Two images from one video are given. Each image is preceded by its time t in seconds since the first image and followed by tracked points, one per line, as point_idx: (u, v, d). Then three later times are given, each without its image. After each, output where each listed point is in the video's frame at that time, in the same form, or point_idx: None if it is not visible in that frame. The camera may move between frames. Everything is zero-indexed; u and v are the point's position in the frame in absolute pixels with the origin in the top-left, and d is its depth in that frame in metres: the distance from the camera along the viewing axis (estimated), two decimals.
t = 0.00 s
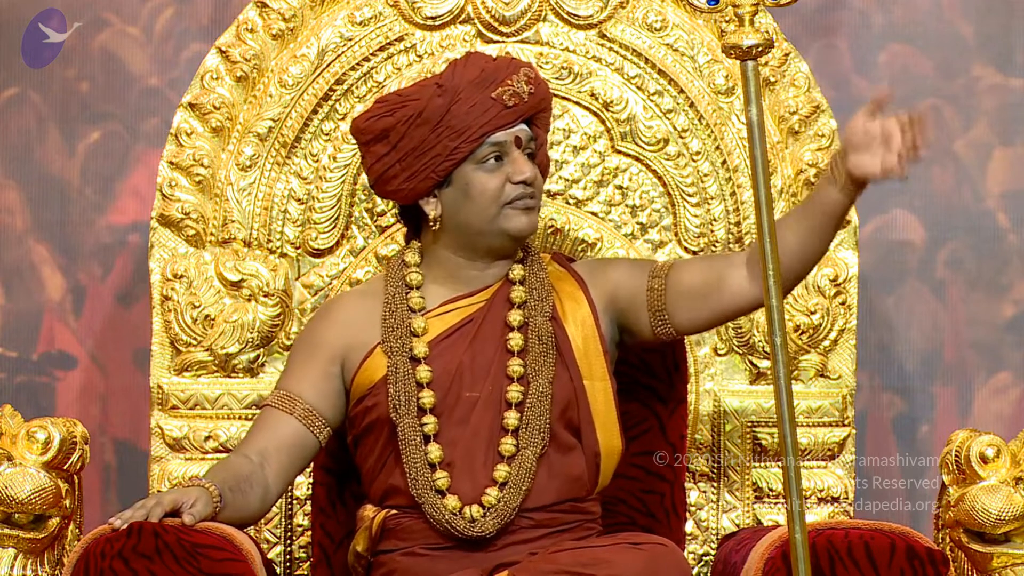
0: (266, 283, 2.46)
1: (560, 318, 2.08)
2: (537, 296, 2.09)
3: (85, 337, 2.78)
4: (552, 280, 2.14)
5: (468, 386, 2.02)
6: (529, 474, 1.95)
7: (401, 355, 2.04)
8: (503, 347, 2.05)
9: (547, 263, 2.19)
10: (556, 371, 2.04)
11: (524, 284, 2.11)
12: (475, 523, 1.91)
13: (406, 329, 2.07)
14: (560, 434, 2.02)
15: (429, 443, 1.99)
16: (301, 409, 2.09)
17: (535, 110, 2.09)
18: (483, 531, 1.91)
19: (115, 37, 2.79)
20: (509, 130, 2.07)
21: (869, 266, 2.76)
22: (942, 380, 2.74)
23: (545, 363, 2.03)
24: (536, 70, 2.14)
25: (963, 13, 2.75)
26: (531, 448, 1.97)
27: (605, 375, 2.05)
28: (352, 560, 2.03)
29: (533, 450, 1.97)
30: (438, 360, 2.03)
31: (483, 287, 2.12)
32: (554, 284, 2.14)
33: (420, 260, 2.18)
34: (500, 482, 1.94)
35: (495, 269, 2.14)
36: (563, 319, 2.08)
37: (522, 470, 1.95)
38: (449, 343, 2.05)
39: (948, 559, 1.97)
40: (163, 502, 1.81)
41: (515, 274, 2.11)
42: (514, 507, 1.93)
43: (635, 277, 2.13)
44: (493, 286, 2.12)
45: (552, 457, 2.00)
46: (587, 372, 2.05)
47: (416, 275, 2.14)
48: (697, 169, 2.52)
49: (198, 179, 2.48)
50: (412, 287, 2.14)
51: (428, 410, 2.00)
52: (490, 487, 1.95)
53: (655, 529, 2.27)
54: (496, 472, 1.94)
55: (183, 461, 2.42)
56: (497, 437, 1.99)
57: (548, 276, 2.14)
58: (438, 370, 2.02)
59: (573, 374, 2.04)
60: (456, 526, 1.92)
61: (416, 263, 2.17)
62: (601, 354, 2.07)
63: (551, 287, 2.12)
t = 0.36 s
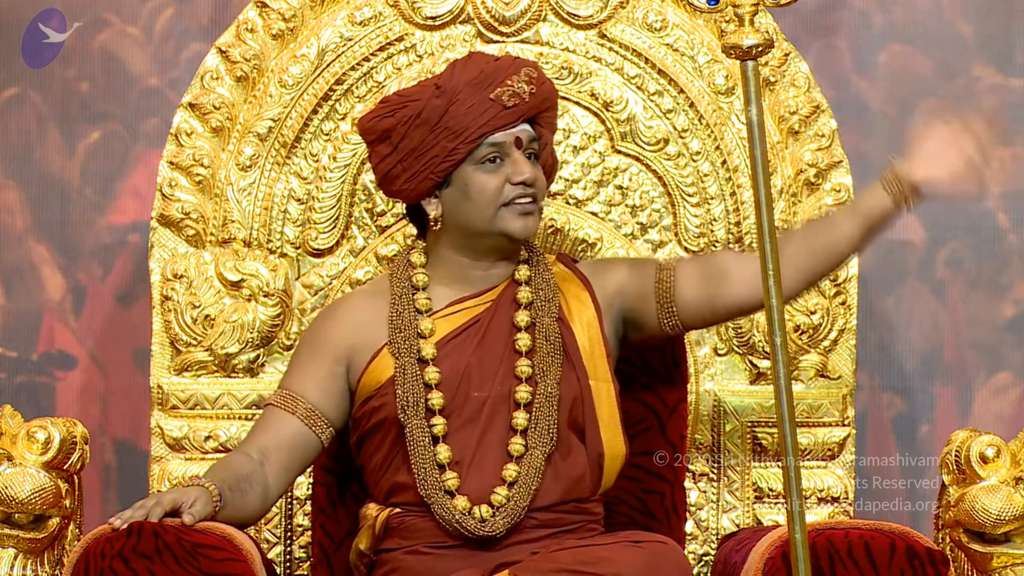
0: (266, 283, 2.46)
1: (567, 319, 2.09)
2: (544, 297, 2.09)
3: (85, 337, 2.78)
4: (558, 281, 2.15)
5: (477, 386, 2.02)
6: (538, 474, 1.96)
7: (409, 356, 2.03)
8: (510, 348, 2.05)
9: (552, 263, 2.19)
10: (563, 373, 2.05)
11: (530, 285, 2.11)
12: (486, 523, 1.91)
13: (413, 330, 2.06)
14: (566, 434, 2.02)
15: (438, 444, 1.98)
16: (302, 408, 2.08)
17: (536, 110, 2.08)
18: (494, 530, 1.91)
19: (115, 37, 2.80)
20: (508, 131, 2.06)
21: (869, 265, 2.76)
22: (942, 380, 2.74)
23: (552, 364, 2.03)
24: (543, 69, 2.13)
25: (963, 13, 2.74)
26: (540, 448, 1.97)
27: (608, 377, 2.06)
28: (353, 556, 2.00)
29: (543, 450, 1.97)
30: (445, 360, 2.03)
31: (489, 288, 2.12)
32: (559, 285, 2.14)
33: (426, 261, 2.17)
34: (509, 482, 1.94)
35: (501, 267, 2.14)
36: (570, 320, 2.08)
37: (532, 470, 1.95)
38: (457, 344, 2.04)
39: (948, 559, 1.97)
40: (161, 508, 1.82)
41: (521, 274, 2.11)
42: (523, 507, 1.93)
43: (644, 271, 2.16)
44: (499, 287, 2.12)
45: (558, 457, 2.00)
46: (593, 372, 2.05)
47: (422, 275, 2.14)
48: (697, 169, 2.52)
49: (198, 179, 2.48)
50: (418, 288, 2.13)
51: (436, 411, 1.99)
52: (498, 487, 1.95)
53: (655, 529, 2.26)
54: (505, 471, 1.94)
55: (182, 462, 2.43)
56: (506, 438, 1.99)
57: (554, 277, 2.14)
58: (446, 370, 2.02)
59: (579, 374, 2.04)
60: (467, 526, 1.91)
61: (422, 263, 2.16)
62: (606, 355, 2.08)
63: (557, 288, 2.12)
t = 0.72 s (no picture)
0: (266, 283, 2.46)
1: (574, 327, 2.09)
2: (552, 303, 2.09)
3: (85, 337, 2.78)
4: (567, 288, 2.15)
5: (481, 388, 2.01)
6: (540, 478, 1.95)
7: (413, 356, 2.02)
8: (517, 352, 2.05)
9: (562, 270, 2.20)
10: (568, 379, 2.05)
11: (539, 290, 2.11)
12: (485, 524, 1.91)
13: (419, 331, 2.04)
14: (570, 439, 2.02)
15: (440, 443, 1.97)
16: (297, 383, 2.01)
17: (520, 111, 2.06)
18: (493, 532, 1.90)
19: (115, 37, 2.79)
20: (487, 133, 2.05)
21: (869, 266, 2.76)
22: (942, 380, 2.74)
23: (558, 369, 2.04)
24: (535, 71, 2.09)
25: (963, 13, 2.75)
26: (543, 453, 1.97)
27: (618, 385, 2.05)
28: (353, 556, 2.00)
29: (545, 455, 1.97)
30: (451, 361, 2.02)
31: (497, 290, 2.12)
32: (568, 292, 2.15)
33: (433, 260, 2.16)
34: (511, 485, 1.94)
35: (500, 269, 2.13)
36: (577, 328, 2.08)
37: (534, 474, 1.95)
38: (463, 345, 2.03)
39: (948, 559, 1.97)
40: (148, 516, 1.84)
41: (530, 279, 2.11)
42: (524, 510, 1.92)
43: (655, 327, 2.21)
44: (507, 288, 2.12)
45: (561, 464, 2.00)
46: (600, 380, 2.05)
47: (428, 275, 2.12)
48: (697, 169, 2.52)
49: (198, 179, 2.48)
50: (424, 287, 2.11)
51: (439, 410, 1.98)
52: (499, 489, 1.94)
53: (656, 528, 2.27)
54: (508, 475, 1.94)
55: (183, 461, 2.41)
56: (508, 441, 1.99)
57: (564, 284, 2.15)
58: (451, 371, 2.01)
59: (585, 381, 2.04)
60: (466, 526, 1.90)
61: (429, 262, 2.14)
62: (614, 364, 2.07)
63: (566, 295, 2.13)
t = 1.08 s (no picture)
0: (266, 283, 2.47)
1: (578, 327, 2.09)
2: (556, 303, 2.10)
3: (85, 337, 2.78)
4: (570, 288, 2.16)
5: (486, 387, 2.01)
6: (543, 478, 1.95)
7: (423, 350, 2.00)
8: (521, 352, 2.04)
9: (566, 270, 2.21)
10: (572, 379, 2.05)
11: (542, 290, 2.11)
12: (489, 522, 1.89)
13: (428, 326, 2.03)
14: (575, 438, 2.03)
15: (446, 439, 1.97)
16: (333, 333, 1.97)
17: (501, 113, 2.04)
18: (497, 530, 1.89)
19: (115, 37, 2.79)
20: (468, 133, 2.04)
21: (869, 266, 2.76)
22: (942, 380, 2.73)
23: (561, 369, 2.03)
24: (521, 73, 2.08)
25: (963, 13, 2.75)
26: (547, 453, 1.97)
27: (622, 384, 2.06)
28: (356, 555, 1.99)
29: (549, 455, 1.97)
30: (458, 358, 2.01)
31: (504, 289, 2.11)
32: (572, 292, 2.16)
33: (438, 256, 2.14)
34: (515, 485, 1.93)
35: (499, 269, 2.13)
36: (580, 329, 2.09)
37: (538, 474, 1.95)
38: (470, 342, 2.02)
39: (948, 559, 1.97)
40: (147, 516, 1.83)
41: (533, 279, 2.11)
42: (527, 510, 1.92)
43: (652, 346, 2.20)
44: (512, 289, 2.11)
45: (565, 463, 2.00)
46: (604, 381, 2.05)
47: (434, 271, 2.12)
48: (697, 169, 2.53)
49: (198, 179, 2.48)
50: (431, 283, 2.11)
51: (447, 406, 1.98)
52: (504, 489, 1.93)
53: (657, 529, 2.28)
54: (512, 475, 1.94)
55: (182, 461, 2.42)
56: (512, 440, 1.99)
57: (567, 283, 2.16)
58: (458, 369, 2.00)
59: (588, 382, 2.05)
60: (470, 523, 1.89)
61: (434, 259, 2.14)
62: (618, 364, 2.07)
63: (569, 295, 2.14)
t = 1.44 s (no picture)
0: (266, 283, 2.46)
1: (581, 325, 2.09)
2: (559, 300, 2.09)
3: (85, 337, 2.78)
4: (576, 287, 2.15)
5: (485, 383, 2.00)
6: (542, 476, 1.94)
7: (423, 344, 2.01)
8: (522, 348, 2.03)
9: (572, 268, 2.20)
10: (573, 376, 2.04)
11: (546, 288, 2.11)
12: (486, 519, 1.89)
13: (429, 320, 2.04)
14: (575, 437, 2.02)
15: (447, 433, 1.96)
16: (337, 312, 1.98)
17: (492, 113, 2.03)
18: (494, 528, 1.88)
19: (115, 37, 2.79)
20: (459, 133, 2.03)
21: (869, 265, 2.76)
22: (942, 380, 2.73)
23: (562, 366, 2.03)
24: (514, 73, 2.06)
25: (963, 13, 2.75)
26: (546, 451, 1.96)
27: (624, 382, 2.05)
28: (357, 553, 1.99)
29: (548, 453, 1.96)
30: (458, 354, 2.01)
31: (507, 287, 2.12)
32: (577, 290, 2.15)
33: (442, 254, 2.16)
34: (514, 484, 1.92)
35: (501, 268, 2.13)
36: (584, 326, 2.08)
37: (537, 473, 1.94)
38: (472, 338, 2.02)
39: (948, 559, 1.97)
40: (147, 516, 1.83)
41: (537, 277, 2.11)
42: (525, 508, 1.91)
43: (656, 351, 2.19)
44: (516, 286, 2.12)
45: (564, 460, 2.00)
46: (606, 379, 2.05)
47: (439, 267, 2.13)
48: (697, 169, 2.53)
49: (198, 179, 2.48)
50: (436, 279, 2.12)
51: (447, 400, 1.97)
52: (503, 487, 1.92)
53: (657, 529, 2.28)
54: (511, 473, 1.93)
55: (182, 461, 2.42)
56: (512, 437, 1.98)
57: (571, 281, 2.15)
58: (458, 365, 2.00)
59: (590, 381, 2.04)
60: (467, 519, 1.89)
61: (438, 256, 2.15)
62: (620, 362, 2.07)
63: (574, 293, 2.13)
